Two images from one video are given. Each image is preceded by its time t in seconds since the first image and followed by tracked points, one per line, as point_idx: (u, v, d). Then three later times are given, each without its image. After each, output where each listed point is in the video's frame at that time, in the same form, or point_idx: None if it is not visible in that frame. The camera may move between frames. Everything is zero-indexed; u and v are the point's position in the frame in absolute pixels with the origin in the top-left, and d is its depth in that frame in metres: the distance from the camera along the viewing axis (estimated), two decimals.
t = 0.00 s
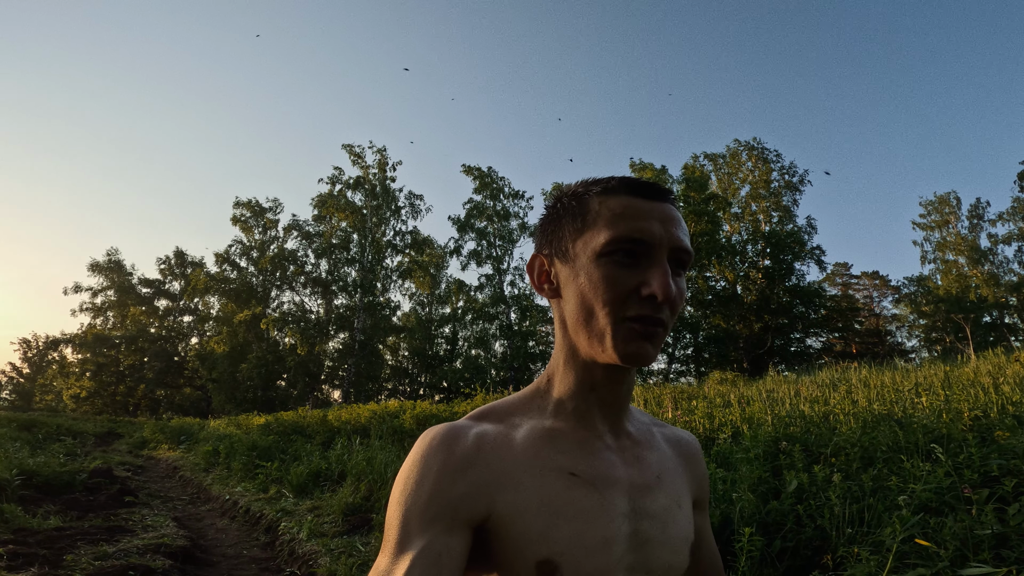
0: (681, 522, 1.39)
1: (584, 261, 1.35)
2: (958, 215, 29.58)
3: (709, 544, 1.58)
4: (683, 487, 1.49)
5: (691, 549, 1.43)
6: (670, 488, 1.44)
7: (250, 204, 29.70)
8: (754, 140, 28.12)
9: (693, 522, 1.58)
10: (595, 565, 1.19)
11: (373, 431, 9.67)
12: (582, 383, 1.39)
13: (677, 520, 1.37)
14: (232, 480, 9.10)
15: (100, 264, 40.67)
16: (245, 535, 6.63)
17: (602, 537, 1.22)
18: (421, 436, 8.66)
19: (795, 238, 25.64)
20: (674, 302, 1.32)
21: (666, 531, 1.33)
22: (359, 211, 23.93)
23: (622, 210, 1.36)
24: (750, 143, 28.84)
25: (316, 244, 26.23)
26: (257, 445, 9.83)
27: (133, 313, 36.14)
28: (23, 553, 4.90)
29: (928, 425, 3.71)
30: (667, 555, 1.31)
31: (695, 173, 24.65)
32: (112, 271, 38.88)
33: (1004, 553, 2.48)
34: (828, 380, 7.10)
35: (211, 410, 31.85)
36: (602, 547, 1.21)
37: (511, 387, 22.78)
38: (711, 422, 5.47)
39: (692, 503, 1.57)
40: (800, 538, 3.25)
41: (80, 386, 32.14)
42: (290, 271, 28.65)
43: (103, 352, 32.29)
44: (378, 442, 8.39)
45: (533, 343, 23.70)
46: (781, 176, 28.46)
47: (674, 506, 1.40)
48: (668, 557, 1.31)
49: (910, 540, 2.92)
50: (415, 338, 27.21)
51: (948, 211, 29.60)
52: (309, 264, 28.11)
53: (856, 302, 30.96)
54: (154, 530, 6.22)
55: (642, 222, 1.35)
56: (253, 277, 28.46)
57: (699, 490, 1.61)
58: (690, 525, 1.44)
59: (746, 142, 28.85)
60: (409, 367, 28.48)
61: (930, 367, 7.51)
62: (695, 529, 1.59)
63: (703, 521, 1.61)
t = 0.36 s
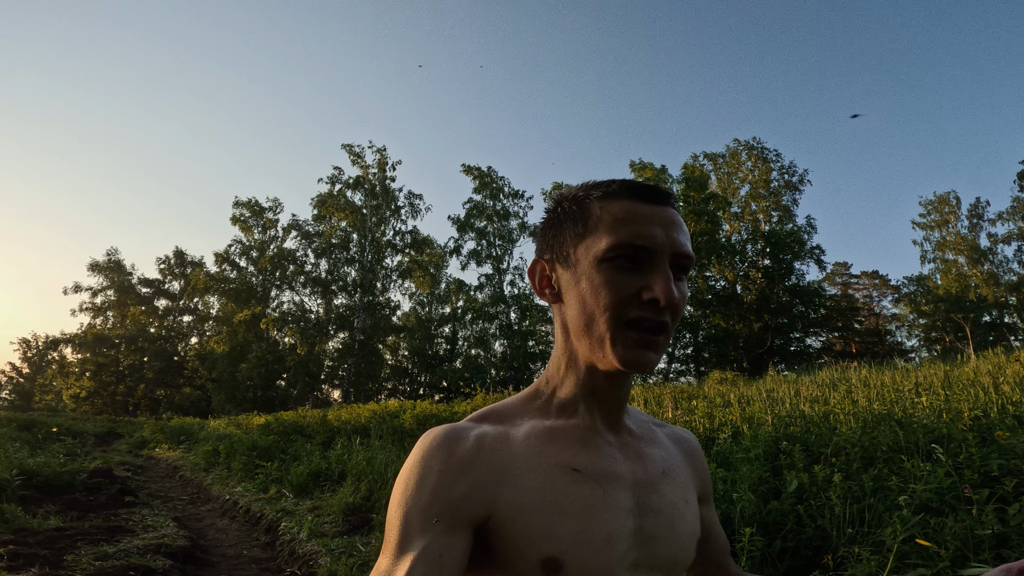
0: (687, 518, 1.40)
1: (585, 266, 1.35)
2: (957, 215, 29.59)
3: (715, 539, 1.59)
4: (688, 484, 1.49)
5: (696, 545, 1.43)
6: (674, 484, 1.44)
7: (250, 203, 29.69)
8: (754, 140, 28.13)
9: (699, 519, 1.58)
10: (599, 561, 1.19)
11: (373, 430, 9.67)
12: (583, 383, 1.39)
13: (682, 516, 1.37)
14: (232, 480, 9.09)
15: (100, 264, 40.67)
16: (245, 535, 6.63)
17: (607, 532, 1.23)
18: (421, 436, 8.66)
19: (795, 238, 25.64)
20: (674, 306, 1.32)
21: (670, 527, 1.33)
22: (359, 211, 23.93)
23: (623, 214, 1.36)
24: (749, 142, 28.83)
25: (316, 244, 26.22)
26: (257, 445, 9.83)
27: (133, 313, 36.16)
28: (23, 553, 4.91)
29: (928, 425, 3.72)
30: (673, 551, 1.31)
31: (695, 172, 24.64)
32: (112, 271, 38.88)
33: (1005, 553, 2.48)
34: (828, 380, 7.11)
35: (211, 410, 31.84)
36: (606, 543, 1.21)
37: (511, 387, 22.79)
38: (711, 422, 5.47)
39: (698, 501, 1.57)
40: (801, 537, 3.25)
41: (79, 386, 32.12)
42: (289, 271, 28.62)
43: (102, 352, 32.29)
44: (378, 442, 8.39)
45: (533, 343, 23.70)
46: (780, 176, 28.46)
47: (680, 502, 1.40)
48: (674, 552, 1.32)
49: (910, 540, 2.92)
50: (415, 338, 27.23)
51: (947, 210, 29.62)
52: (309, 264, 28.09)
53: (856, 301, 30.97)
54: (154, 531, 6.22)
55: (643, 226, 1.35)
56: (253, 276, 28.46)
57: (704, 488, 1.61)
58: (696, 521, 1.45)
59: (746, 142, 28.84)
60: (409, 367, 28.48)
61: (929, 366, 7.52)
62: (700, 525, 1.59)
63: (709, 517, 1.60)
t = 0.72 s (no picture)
0: (687, 516, 1.39)
1: (558, 267, 1.35)
2: (958, 213, 29.57)
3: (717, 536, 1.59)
4: (688, 482, 1.48)
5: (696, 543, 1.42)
6: (673, 482, 1.43)
7: (250, 203, 29.67)
8: (754, 139, 28.10)
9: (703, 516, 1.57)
10: (596, 562, 1.18)
11: (373, 430, 9.66)
12: (573, 382, 1.39)
13: (681, 515, 1.37)
14: (232, 480, 9.09)
15: (100, 264, 40.67)
16: (245, 535, 6.63)
17: (603, 533, 1.22)
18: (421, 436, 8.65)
19: (795, 236, 25.60)
20: (647, 301, 1.30)
21: (669, 526, 1.32)
22: (359, 210, 23.92)
23: (593, 212, 1.36)
24: (749, 141, 28.80)
25: (315, 243, 26.20)
26: (257, 445, 9.82)
27: (134, 313, 36.17)
28: (24, 553, 4.91)
29: (929, 424, 3.71)
30: (672, 550, 1.31)
31: (695, 171, 24.62)
32: (113, 271, 38.89)
33: (1007, 552, 2.48)
34: (829, 379, 7.12)
35: (211, 409, 31.86)
36: (603, 543, 1.21)
37: (511, 386, 22.78)
38: (712, 421, 5.47)
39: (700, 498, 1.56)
40: (802, 537, 3.24)
41: (80, 386, 32.13)
42: (289, 271, 28.60)
43: (102, 352, 32.27)
44: (378, 442, 8.38)
45: (533, 342, 23.70)
46: (780, 175, 28.44)
47: (680, 501, 1.40)
48: (673, 552, 1.31)
49: (912, 539, 2.92)
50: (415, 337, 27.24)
51: (947, 209, 29.60)
52: (309, 263, 28.06)
53: (856, 300, 30.94)
54: (155, 530, 6.22)
55: (612, 224, 1.33)
56: (253, 276, 28.46)
57: (707, 484, 1.60)
58: (697, 519, 1.44)
59: (746, 141, 28.81)
60: (409, 367, 28.47)
61: (928, 365, 7.50)
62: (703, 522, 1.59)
63: (714, 515, 1.60)
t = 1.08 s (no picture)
0: (689, 519, 1.39)
1: (555, 267, 1.36)
2: (958, 212, 29.53)
3: (720, 539, 1.60)
4: (692, 484, 1.49)
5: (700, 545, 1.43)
6: (676, 485, 1.43)
7: (250, 203, 29.69)
8: (754, 138, 28.09)
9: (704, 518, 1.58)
10: (600, 561, 1.19)
11: (373, 430, 9.66)
12: (574, 382, 1.39)
13: (683, 517, 1.37)
14: (233, 480, 9.10)
15: (100, 264, 40.70)
16: (246, 535, 6.63)
17: (607, 534, 1.22)
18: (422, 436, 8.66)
19: (795, 235, 25.58)
20: (639, 298, 1.30)
21: (672, 527, 1.33)
22: (359, 210, 23.93)
23: (585, 211, 1.36)
24: (749, 141, 28.80)
25: (316, 243, 26.20)
26: (258, 445, 9.83)
27: (134, 313, 36.20)
28: (26, 553, 4.92)
29: (930, 423, 3.70)
30: (675, 551, 1.31)
31: (695, 170, 24.62)
32: (113, 271, 38.92)
33: (1007, 551, 2.49)
34: (829, 378, 7.15)
35: (212, 409, 31.89)
36: (607, 543, 1.21)
37: (512, 386, 22.79)
38: (712, 420, 5.49)
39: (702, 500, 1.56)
40: (803, 536, 3.25)
41: (80, 386, 32.16)
42: (289, 271, 28.61)
43: (103, 352, 32.30)
44: (379, 442, 8.39)
45: (533, 342, 23.71)
46: (780, 174, 28.44)
47: (682, 503, 1.40)
48: (677, 553, 1.31)
49: (913, 538, 2.92)
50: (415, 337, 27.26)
51: (947, 208, 29.57)
52: (309, 263, 28.05)
53: (856, 299, 30.92)
54: (156, 530, 6.23)
55: (604, 222, 1.34)
56: (253, 276, 28.46)
57: (707, 486, 1.61)
58: (700, 522, 1.44)
59: (746, 140, 28.81)
60: (409, 366, 28.46)
61: (929, 364, 7.46)
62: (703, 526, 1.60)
63: (712, 518, 1.61)
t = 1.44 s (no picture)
0: (681, 521, 1.38)
1: (561, 265, 1.35)
2: (958, 212, 29.54)
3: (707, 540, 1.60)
4: (683, 487, 1.48)
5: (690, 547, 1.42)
6: (669, 487, 1.42)
7: (250, 204, 29.70)
8: (754, 138, 28.08)
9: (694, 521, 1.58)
10: (592, 564, 1.18)
11: (373, 430, 9.66)
12: (571, 384, 1.38)
13: (675, 521, 1.36)
14: (232, 480, 9.08)
15: (100, 265, 40.67)
16: (246, 535, 6.63)
17: (598, 536, 1.21)
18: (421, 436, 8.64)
19: (795, 235, 25.56)
20: (651, 302, 1.30)
21: (663, 530, 1.32)
22: (359, 210, 23.93)
23: (599, 209, 1.35)
24: (749, 140, 28.79)
25: (315, 243, 26.18)
26: (258, 445, 9.82)
27: (134, 313, 36.20)
28: (24, 553, 4.91)
29: (930, 424, 3.69)
30: (667, 553, 1.30)
31: (695, 170, 24.61)
32: (113, 271, 38.88)
33: (1008, 551, 2.48)
34: (828, 377, 7.16)
35: (212, 409, 31.88)
36: (599, 545, 1.21)
37: (512, 386, 22.78)
38: (712, 419, 5.49)
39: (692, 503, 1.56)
40: (802, 537, 3.24)
41: (81, 386, 32.16)
42: (289, 271, 28.59)
43: (103, 352, 32.29)
44: (379, 441, 8.38)
45: (533, 342, 23.69)
46: (781, 174, 28.42)
47: (675, 506, 1.39)
48: (668, 556, 1.30)
49: (913, 538, 2.92)
50: (415, 336, 27.27)
51: (947, 208, 29.56)
52: (309, 263, 28.02)
53: (856, 299, 30.89)
54: (156, 530, 6.22)
55: (617, 223, 1.33)
56: (253, 276, 28.47)
57: (698, 489, 1.60)
58: (691, 524, 1.43)
59: (746, 140, 28.80)
60: (409, 367, 28.47)
61: (929, 364, 7.43)
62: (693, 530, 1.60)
63: (702, 521, 1.60)
